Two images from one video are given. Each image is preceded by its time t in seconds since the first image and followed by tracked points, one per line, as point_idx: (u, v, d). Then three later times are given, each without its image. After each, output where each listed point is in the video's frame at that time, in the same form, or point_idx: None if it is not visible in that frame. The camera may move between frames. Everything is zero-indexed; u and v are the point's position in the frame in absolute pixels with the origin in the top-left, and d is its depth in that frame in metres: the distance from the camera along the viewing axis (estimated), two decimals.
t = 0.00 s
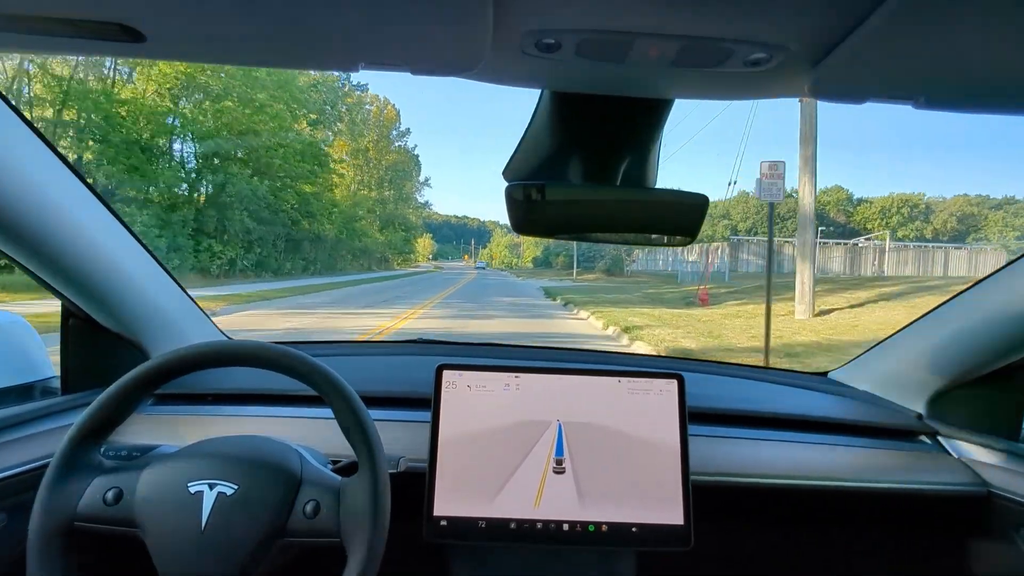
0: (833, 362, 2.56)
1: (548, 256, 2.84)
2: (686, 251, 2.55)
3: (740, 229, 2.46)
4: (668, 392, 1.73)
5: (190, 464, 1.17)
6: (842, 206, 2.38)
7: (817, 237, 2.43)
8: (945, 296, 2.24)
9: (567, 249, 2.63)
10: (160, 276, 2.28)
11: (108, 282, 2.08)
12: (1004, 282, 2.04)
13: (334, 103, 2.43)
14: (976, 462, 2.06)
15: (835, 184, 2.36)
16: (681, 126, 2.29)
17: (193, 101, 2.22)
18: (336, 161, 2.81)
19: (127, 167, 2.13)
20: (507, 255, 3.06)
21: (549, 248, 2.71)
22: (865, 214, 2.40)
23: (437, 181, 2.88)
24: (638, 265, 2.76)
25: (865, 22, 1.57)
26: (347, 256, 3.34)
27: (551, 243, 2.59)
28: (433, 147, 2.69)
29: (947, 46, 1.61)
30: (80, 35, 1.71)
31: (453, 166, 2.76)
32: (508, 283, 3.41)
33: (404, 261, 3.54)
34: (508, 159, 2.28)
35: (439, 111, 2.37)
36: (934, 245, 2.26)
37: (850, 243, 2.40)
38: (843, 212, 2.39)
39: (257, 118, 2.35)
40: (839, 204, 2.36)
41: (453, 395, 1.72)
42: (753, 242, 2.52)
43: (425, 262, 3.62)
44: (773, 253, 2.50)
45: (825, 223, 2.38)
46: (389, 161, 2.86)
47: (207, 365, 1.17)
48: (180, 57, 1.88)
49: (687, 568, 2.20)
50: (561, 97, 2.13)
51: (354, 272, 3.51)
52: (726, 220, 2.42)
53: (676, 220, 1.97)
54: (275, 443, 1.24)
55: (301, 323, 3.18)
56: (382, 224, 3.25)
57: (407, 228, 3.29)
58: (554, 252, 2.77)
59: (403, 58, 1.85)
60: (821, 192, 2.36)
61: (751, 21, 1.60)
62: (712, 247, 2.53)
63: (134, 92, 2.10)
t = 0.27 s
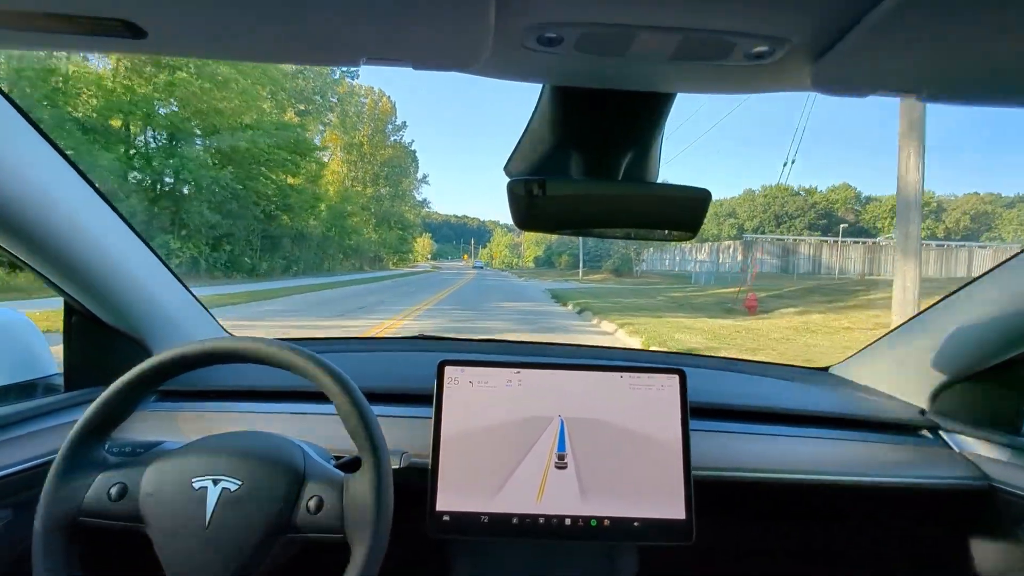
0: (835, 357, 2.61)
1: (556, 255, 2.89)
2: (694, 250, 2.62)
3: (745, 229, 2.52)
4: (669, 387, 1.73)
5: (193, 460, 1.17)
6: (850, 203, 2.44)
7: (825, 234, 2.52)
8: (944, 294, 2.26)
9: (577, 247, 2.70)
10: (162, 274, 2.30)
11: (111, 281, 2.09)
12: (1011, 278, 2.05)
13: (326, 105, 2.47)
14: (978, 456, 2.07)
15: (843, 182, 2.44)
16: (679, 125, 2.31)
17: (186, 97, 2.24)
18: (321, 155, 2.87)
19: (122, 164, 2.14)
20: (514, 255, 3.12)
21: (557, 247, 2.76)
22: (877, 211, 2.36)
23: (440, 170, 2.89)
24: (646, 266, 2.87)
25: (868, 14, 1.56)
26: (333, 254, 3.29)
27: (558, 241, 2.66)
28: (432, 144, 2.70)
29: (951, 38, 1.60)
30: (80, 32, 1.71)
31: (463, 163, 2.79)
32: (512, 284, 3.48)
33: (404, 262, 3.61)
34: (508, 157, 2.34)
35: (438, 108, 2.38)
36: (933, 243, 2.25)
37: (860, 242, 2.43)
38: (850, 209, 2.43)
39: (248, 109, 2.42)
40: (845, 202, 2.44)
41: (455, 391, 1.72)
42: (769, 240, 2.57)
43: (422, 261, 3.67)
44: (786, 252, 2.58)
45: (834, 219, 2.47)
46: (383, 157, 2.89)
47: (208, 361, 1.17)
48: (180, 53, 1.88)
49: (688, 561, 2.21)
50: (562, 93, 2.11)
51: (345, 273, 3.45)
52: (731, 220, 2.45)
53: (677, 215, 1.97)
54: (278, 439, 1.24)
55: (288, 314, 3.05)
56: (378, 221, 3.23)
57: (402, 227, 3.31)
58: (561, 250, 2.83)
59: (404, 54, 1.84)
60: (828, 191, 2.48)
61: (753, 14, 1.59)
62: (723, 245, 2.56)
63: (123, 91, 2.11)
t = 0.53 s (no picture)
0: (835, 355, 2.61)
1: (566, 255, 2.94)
2: (703, 249, 2.72)
3: (752, 229, 2.56)
4: (670, 384, 1.73)
5: (193, 460, 1.17)
6: (859, 201, 2.43)
7: (833, 234, 2.47)
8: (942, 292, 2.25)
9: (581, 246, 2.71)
10: (165, 276, 2.31)
11: (115, 284, 2.09)
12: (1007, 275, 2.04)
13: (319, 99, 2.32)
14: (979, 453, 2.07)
15: (852, 181, 2.45)
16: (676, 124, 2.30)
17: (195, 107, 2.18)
18: (313, 155, 2.64)
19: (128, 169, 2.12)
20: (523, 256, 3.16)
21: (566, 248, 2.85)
22: (887, 209, 2.38)
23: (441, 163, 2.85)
24: (655, 268, 2.87)
25: (868, 10, 1.56)
26: (325, 252, 3.03)
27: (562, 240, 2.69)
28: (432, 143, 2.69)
29: (952, 34, 1.60)
30: (78, 31, 1.71)
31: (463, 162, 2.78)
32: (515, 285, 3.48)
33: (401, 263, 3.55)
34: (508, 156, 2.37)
35: (437, 106, 2.37)
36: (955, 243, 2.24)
37: (876, 240, 2.42)
38: (863, 208, 2.42)
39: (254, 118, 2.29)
40: (854, 201, 2.43)
41: (455, 389, 1.72)
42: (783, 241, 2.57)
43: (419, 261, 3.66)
44: (803, 250, 2.55)
45: (843, 219, 2.44)
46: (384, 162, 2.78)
47: (206, 359, 1.17)
48: (178, 52, 1.87)
49: (689, 559, 2.20)
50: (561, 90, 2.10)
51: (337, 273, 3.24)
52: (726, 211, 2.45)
53: (678, 213, 1.97)
54: (278, 438, 1.24)
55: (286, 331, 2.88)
56: (374, 219, 3.03)
57: (398, 224, 3.15)
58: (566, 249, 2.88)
59: (403, 52, 1.84)
60: (836, 189, 2.47)
61: (753, 11, 1.58)
62: (738, 245, 2.64)
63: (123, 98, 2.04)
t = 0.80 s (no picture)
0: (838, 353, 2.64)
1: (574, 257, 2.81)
2: (713, 249, 2.64)
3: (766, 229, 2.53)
4: (670, 386, 1.73)
5: (193, 463, 1.17)
6: (868, 200, 2.40)
7: (847, 233, 2.46)
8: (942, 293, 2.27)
9: (584, 247, 2.69)
10: (166, 279, 2.33)
11: (115, 287, 2.10)
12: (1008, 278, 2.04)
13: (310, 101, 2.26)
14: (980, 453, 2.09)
15: (860, 180, 2.42)
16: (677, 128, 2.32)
17: (194, 114, 2.17)
18: (306, 151, 2.52)
19: (131, 175, 2.13)
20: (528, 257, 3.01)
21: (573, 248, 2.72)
22: (898, 208, 2.37)
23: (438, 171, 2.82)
24: (663, 268, 2.78)
25: (865, 13, 1.56)
26: (312, 248, 2.84)
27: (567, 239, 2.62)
28: (431, 144, 2.68)
29: (948, 36, 1.60)
30: (77, 35, 1.71)
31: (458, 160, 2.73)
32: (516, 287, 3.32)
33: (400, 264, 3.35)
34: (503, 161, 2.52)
35: (436, 107, 2.36)
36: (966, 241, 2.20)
37: (892, 238, 2.37)
38: (874, 208, 2.40)
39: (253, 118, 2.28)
40: (863, 199, 2.41)
41: (456, 392, 1.72)
42: (800, 239, 2.55)
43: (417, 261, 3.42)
44: (821, 250, 2.56)
45: (854, 218, 2.42)
46: (376, 158, 2.70)
47: (205, 362, 1.17)
48: (175, 55, 1.87)
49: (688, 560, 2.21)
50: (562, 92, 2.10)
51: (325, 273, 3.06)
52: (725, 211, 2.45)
53: (677, 214, 1.97)
54: (278, 441, 1.24)
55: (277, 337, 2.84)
56: (368, 216, 2.90)
57: (391, 224, 2.99)
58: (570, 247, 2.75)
59: (401, 55, 1.84)
60: (845, 187, 2.44)
61: (751, 13, 1.59)
62: (751, 243, 2.60)
63: (123, 108, 2.03)
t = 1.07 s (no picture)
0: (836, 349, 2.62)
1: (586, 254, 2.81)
2: (724, 247, 2.58)
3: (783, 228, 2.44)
4: (670, 381, 1.73)
5: (194, 459, 1.18)
6: (875, 199, 2.34)
7: (858, 232, 2.40)
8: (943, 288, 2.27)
9: (590, 246, 2.74)
10: (166, 274, 2.35)
11: (116, 283, 2.11)
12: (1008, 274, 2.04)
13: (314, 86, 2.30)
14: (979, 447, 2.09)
15: (868, 177, 2.36)
16: (679, 125, 2.32)
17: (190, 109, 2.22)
18: (298, 147, 2.57)
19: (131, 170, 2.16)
20: (531, 255, 2.99)
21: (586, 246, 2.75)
22: (908, 207, 2.31)
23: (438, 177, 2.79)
24: (679, 268, 2.73)
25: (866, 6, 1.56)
26: (297, 249, 2.82)
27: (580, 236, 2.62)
28: (432, 144, 2.67)
29: (950, 30, 1.60)
30: (76, 31, 1.70)
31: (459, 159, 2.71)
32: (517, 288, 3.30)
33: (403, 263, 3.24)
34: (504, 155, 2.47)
35: (436, 104, 2.35)
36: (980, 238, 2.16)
37: (895, 235, 2.34)
38: (881, 207, 2.34)
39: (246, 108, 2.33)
40: (871, 197, 2.34)
41: (456, 387, 1.72)
42: (819, 238, 2.46)
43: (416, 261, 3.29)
44: (842, 249, 2.46)
45: (863, 215, 2.36)
46: (382, 155, 2.68)
47: (205, 358, 1.18)
48: (174, 51, 1.86)
49: (688, 553, 2.21)
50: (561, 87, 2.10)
51: (315, 275, 3.01)
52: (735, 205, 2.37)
53: (677, 209, 1.97)
54: (279, 437, 1.24)
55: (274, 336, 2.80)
56: (363, 214, 2.83)
57: (384, 221, 2.90)
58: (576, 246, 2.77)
59: (401, 50, 1.84)
60: (853, 184, 2.37)
61: (751, 7, 1.59)
62: (771, 241, 2.50)
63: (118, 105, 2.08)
